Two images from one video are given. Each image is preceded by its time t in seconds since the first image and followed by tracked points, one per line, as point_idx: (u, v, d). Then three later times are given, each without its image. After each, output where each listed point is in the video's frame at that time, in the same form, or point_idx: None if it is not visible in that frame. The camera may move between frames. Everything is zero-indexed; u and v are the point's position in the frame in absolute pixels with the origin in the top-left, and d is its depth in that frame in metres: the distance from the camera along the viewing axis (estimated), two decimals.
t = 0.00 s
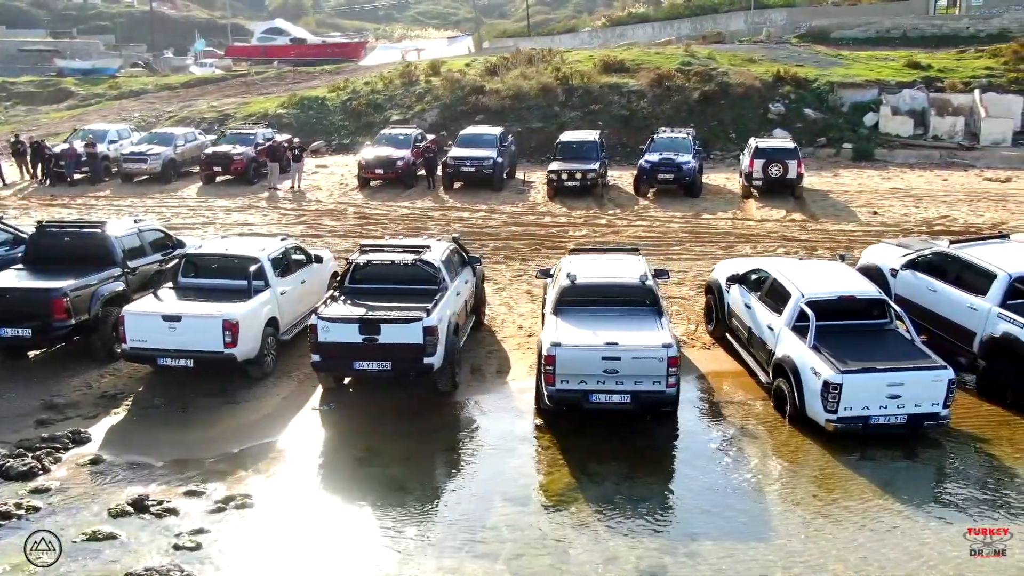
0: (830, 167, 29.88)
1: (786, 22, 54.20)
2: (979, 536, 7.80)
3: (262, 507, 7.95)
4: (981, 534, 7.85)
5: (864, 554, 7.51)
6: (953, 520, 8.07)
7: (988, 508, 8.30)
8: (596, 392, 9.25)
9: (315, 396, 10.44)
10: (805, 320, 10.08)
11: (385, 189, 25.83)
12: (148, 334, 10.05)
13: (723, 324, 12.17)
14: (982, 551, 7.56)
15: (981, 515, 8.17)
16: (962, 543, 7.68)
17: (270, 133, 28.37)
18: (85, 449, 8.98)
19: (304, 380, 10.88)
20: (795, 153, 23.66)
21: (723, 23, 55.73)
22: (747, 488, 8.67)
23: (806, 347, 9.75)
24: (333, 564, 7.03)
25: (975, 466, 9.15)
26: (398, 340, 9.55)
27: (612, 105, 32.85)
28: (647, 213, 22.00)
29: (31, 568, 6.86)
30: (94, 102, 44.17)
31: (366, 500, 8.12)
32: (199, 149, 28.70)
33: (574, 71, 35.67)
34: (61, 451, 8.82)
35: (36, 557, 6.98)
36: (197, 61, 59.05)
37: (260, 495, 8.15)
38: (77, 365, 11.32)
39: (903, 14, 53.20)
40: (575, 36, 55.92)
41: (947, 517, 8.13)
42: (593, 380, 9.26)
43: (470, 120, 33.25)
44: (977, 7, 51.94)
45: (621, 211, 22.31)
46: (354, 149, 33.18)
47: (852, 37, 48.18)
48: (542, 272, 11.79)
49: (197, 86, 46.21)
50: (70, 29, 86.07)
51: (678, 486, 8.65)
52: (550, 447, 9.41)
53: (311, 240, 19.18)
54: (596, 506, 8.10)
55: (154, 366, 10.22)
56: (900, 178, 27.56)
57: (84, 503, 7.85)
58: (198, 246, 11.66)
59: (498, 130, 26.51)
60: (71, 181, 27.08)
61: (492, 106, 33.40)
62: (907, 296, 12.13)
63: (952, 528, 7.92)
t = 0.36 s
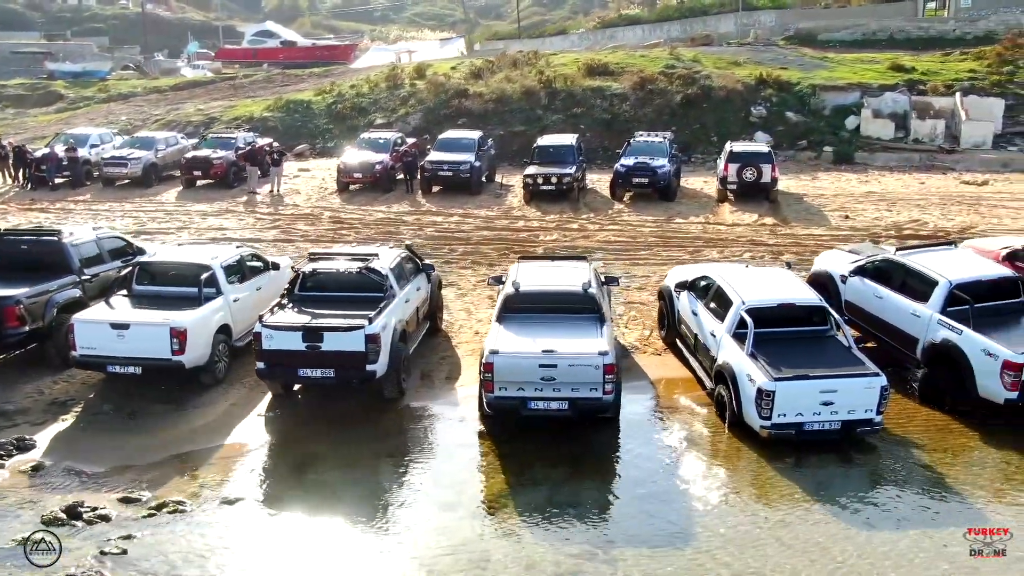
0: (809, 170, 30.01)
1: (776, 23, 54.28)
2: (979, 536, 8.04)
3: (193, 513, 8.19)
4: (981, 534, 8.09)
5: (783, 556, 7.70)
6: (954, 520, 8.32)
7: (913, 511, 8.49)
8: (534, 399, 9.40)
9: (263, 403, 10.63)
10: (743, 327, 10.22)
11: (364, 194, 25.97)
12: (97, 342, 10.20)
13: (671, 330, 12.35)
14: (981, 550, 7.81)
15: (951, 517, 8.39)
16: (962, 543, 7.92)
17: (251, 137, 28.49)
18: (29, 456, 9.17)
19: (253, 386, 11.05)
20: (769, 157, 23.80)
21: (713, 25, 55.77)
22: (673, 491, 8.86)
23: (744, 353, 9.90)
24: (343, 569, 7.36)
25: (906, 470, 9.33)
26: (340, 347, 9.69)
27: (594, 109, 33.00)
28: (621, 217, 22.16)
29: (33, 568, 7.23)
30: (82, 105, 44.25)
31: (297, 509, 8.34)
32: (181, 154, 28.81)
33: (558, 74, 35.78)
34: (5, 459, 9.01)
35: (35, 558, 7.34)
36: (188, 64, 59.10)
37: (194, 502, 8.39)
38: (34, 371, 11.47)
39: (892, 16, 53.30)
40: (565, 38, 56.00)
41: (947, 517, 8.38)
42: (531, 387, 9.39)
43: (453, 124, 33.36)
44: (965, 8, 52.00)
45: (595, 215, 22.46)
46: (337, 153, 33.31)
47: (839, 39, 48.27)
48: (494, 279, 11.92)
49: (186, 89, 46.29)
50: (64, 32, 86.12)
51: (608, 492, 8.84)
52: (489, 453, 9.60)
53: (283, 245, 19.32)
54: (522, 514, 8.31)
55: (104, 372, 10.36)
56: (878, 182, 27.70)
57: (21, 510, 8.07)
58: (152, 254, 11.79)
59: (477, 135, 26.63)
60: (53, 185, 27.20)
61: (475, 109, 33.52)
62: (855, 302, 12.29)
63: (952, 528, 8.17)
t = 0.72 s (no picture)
0: (788, 173, 30.12)
1: (765, 25, 54.42)
2: (979, 536, 8.29)
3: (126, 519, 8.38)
4: (981, 534, 8.34)
5: (706, 564, 7.88)
6: (954, 520, 8.58)
7: (844, 516, 8.67)
8: (473, 406, 9.53)
9: (211, 410, 10.81)
10: (683, 335, 10.37)
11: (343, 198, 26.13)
12: (46, 350, 10.36)
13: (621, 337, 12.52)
14: (982, 551, 8.06)
15: (947, 517, 8.65)
16: (962, 543, 8.18)
17: (233, 142, 28.65)
18: None
19: (204, 394, 11.23)
20: (743, 161, 23.93)
21: (702, 27, 55.88)
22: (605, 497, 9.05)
23: (682, 361, 10.05)
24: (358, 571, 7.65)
25: (839, 475, 9.50)
26: (283, 355, 9.85)
27: (576, 112, 33.17)
28: (594, 221, 22.32)
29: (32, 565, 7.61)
30: (70, 108, 44.42)
31: (233, 515, 8.54)
32: (163, 158, 28.95)
33: (541, 78, 35.92)
34: None
35: (35, 556, 7.72)
36: (178, 67, 59.26)
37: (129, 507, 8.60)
38: None
39: (880, 18, 53.41)
40: (555, 40, 56.13)
41: (946, 517, 8.64)
42: (469, 395, 9.53)
43: (436, 127, 33.49)
44: (954, 10, 52.02)
45: (569, 219, 22.62)
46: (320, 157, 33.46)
47: (826, 41, 48.40)
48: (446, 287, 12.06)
49: (174, 92, 46.44)
50: (58, 34, 86.33)
51: (538, 497, 9.03)
52: (428, 459, 9.78)
53: (255, 250, 19.44)
54: (448, 521, 8.51)
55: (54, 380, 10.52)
56: (856, 185, 27.84)
57: None
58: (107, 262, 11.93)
59: (455, 139, 26.77)
60: (34, 189, 27.34)
61: (458, 112, 33.68)
62: (803, 309, 12.46)
63: (952, 528, 8.42)
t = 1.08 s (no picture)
0: (768, 176, 30.26)
1: (755, 27, 54.61)
2: (980, 536, 8.55)
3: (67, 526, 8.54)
4: (982, 534, 8.60)
5: (638, 569, 8.03)
6: (954, 521, 8.83)
7: (781, 523, 8.83)
8: (417, 414, 9.69)
9: (163, 418, 10.98)
10: (627, 343, 10.51)
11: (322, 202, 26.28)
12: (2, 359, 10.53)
13: (575, 343, 12.69)
14: (983, 550, 8.32)
15: (947, 518, 8.90)
16: (964, 543, 8.43)
17: (215, 146, 28.81)
18: None
19: (158, 402, 11.41)
20: (718, 165, 24.04)
21: (692, 28, 56.05)
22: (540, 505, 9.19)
23: (624, 369, 10.21)
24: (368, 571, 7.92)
25: (779, 482, 9.66)
26: (231, 364, 10.01)
27: (559, 116, 33.36)
28: (568, 226, 22.48)
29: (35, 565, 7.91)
30: (59, 111, 44.58)
31: (178, 521, 8.72)
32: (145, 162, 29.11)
33: (525, 81, 36.10)
34: None
35: (36, 557, 8.01)
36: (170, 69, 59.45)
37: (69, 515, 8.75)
38: None
39: (869, 20, 53.57)
40: (546, 42, 56.34)
41: (945, 518, 8.89)
42: (412, 402, 9.68)
43: (420, 130, 33.67)
44: (942, 11, 52.19)
45: (545, 223, 22.78)
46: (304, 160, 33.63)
47: (813, 43, 48.58)
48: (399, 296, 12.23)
49: (162, 94, 46.62)
50: (53, 36, 86.59)
51: (482, 503, 9.19)
52: (376, 465, 9.94)
53: (228, 255, 19.61)
54: (384, 527, 8.67)
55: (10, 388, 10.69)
56: (834, 188, 27.99)
57: None
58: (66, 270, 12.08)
59: (435, 143, 26.88)
60: (17, 193, 27.49)
61: (442, 116, 33.85)
62: (755, 315, 12.62)
63: (953, 528, 8.68)
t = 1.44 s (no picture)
0: (748, 182, 30.45)
1: (743, 30, 54.80)
2: (981, 536, 9.02)
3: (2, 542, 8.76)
4: (983, 534, 9.07)
5: None
6: (954, 522, 9.30)
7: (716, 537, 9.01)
8: (360, 428, 9.88)
9: (114, 433, 11.17)
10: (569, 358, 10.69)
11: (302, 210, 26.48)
12: None
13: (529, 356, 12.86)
14: (983, 550, 8.79)
15: (944, 519, 9.35)
16: (965, 543, 8.90)
17: (197, 153, 29.01)
18: None
19: (112, 416, 11.59)
20: (691, 173, 24.21)
21: (681, 32, 56.21)
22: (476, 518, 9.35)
23: (566, 384, 10.40)
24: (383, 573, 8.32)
25: (719, 496, 9.84)
26: (179, 379, 10.19)
27: (541, 122, 33.57)
28: (542, 234, 22.66)
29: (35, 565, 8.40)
30: (47, 117, 44.77)
31: (124, 535, 8.93)
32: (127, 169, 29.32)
33: (509, 87, 36.29)
34: None
35: (35, 557, 8.50)
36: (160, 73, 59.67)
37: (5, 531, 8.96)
38: None
39: (857, 25, 53.67)
40: (536, 46, 56.52)
41: (944, 518, 9.35)
42: (355, 417, 9.86)
43: (403, 136, 33.86)
44: (930, 14, 52.32)
45: (520, 231, 22.97)
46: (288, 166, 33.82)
47: (799, 48, 48.74)
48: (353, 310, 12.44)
49: (151, 100, 46.80)
50: (47, 40, 86.85)
51: (425, 516, 9.38)
52: (325, 479, 10.13)
53: (201, 265, 19.80)
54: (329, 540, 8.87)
55: None
56: (811, 194, 28.16)
57: None
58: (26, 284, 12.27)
59: (414, 150, 27.03)
60: None
61: (425, 122, 34.04)
62: (706, 327, 12.80)
63: (954, 529, 9.15)
